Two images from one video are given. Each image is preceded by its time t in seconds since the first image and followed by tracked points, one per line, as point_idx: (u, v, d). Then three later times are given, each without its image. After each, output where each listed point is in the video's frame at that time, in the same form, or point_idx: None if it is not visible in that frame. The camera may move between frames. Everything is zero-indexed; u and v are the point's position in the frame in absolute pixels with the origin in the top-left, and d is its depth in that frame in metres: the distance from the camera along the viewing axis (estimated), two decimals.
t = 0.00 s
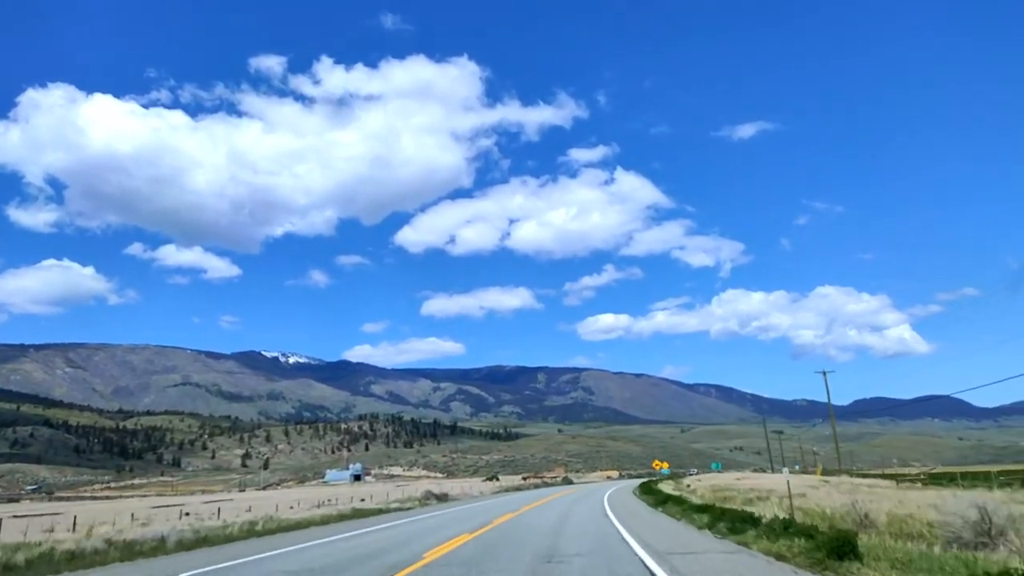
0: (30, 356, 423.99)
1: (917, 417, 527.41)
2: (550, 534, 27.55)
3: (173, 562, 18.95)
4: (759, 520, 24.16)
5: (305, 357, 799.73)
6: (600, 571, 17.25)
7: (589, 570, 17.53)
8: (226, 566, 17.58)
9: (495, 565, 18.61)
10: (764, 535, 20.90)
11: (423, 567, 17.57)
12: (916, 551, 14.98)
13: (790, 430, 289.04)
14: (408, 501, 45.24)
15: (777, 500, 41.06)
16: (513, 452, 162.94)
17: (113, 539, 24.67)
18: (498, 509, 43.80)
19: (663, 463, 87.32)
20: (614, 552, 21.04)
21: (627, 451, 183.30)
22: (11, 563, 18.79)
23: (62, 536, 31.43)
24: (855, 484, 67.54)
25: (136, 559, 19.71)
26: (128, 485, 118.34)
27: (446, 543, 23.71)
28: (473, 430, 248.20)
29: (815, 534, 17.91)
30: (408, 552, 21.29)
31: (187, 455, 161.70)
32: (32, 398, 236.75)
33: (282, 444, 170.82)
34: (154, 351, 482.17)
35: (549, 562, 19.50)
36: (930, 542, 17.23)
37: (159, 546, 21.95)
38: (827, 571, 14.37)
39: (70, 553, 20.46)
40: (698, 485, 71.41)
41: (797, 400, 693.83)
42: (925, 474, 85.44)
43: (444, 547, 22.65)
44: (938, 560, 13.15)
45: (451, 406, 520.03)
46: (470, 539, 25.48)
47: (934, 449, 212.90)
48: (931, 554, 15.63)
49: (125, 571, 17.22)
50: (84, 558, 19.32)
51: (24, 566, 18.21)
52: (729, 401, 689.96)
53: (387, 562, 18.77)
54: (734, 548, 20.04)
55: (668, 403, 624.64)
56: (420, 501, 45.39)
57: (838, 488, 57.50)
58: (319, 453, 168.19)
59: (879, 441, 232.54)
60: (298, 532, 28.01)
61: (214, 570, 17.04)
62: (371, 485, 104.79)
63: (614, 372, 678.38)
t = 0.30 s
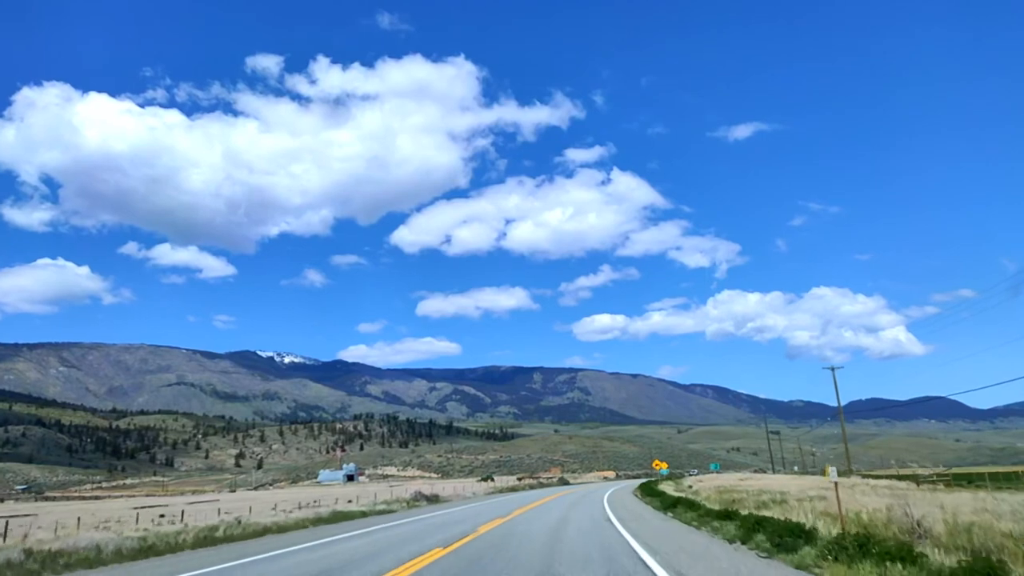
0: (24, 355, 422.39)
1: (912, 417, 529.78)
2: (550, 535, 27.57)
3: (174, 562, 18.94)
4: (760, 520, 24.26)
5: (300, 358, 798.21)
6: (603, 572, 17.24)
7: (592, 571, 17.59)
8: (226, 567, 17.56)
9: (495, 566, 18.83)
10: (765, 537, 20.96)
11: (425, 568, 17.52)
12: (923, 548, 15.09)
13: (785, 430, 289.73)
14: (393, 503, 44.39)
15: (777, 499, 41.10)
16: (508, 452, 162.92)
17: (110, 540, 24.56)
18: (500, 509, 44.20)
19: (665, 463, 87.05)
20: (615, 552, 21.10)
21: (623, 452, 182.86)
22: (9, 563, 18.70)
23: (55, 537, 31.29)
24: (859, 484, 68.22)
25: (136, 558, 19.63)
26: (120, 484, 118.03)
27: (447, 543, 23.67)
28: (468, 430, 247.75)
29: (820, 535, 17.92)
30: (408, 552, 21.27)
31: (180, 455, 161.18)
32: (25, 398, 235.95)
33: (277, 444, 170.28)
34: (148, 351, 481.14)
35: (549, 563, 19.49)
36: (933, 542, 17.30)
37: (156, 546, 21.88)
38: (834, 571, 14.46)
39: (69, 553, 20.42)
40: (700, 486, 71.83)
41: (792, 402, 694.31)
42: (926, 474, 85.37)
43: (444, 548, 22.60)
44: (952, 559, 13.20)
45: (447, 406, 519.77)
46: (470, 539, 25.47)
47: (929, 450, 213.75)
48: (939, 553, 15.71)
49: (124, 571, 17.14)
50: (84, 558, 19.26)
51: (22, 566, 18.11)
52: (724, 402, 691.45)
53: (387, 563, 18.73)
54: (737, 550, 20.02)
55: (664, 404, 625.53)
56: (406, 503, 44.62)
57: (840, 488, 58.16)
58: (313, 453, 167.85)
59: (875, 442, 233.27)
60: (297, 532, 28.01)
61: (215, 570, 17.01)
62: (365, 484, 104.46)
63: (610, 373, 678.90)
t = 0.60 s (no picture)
0: (18, 354, 421.14)
1: (907, 418, 530.45)
2: (553, 535, 27.60)
3: (177, 561, 19.07)
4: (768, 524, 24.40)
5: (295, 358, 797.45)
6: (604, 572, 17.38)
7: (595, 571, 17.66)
8: (227, 566, 17.68)
9: (499, 567, 18.85)
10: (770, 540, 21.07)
11: (427, 568, 17.57)
12: (932, 554, 15.29)
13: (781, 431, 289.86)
14: (385, 503, 44.07)
15: (780, 500, 41.30)
16: (503, 452, 162.98)
17: (108, 539, 24.62)
18: (500, 509, 44.29)
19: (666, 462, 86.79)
20: (617, 554, 21.12)
21: (620, 452, 182.40)
22: (11, 566, 18.76)
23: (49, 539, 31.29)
24: (859, 484, 68.48)
25: (140, 560, 19.76)
26: (111, 485, 117.59)
27: (450, 544, 23.77)
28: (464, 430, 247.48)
29: (822, 538, 18.11)
30: (411, 552, 21.39)
31: (173, 455, 160.69)
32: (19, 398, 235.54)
33: (271, 444, 169.93)
34: (143, 351, 480.45)
35: (551, 563, 19.59)
36: (939, 543, 17.49)
37: (157, 546, 22.03)
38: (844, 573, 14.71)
39: (69, 554, 20.50)
40: (701, 486, 71.90)
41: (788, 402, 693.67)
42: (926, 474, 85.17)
43: (447, 548, 22.70)
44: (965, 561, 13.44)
45: (442, 406, 519.62)
46: (471, 539, 25.58)
47: (924, 451, 214.14)
48: (950, 555, 15.94)
49: (125, 571, 17.29)
50: (85, 560, 19.35)
51: (25, 567, 18.26)
52: (720, 402, 692.06)
53: (388, 564, 18.81)
54: (740, 552, 20.16)
55: (660, 405, 625.59)
56: (399, 503, 44.34)
57: (842, 489, 58.24)
58: (308, 453, 167.49)
59: (870, 442, 233.40)
60: (297, 531, 28.09)
61: (216, 569, 17.12)
62: (359, 484, 104.08)
63: (606, 373, 678.77)
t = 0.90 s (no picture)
0: (11, 354, 419.49)
1: (901, 419, 531.67)
2: (551, 535, 27.62)
3: (175, 562, 19.12)
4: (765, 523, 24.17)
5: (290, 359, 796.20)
6: (609, 572, 17.25)
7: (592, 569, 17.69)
8: (227, 567, 17.73)
9: (496, 566, 18.89)
10: (771, 536, 20.92)
11: (424, 568, 17.59)
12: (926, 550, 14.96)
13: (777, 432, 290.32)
14: (381, 503, 44.17)
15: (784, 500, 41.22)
16: (498, 452, 163.19)
17: (107, 544, 24.71)
18: (499, 509, 44.41)
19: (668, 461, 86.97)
20: (614, 553, 21.13)
21: (616, 453, 182.01)
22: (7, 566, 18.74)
23: (44, 543, 31.51)
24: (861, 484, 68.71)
25: (139, 561, 19.92)
26: (102, 486, 117.15)
27: (447, 546, 23.61)
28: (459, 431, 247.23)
29: (822, 539, 17.95)
30: (410, 552, 21.43)
31: (167, 455, 160.23)
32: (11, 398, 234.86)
33: (265, 445, 169.61)
34: (137, 351, 479.43)
35: (551, 563, 19.50)
36: (937, 541, 17.52)
37: (154, 549, 22.10)
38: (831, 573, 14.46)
39: (68, 555, 20.63)
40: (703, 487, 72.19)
41: (784, 402, 694.43)
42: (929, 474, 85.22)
43: (447, 548, 22.63)
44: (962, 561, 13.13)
45: (437, 406, 519.37)
46: (471, 540, 25.55)
47: (920, 450, 214.85)
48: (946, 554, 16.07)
49: (124, 571, 17.32)
50: (83, 561, 19.47)
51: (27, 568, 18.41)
52: (716, 402, 693.15)
53: (389, 563, 18.88)
54: (737, 549, 20.01)
55: (655, 406, 626.07)
56: (396, 503, 44.46)
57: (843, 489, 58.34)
58: (302, 453, 167.18)
59: (866, 443, 233.89)
60: (293, 534, 28.08)
61: (217, 570, 17.16)
62: (352, 486, 103.79)
63: (601, 374, 679.07)
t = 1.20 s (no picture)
0: (5, 354, 417.89)
1: (895, 420, 533.77)
2: (550, 534, 27.87)
3: (174, 562, 19.19)
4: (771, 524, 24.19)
5: (285, 359, 795.57)
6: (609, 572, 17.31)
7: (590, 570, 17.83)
8: (226, 567, 17.80)
9: (493, 566, 19.02)
10: (775, 539, 20.95)
11: (423, 568, 17.68)
12: (930, 555, 14.97)
13: (771, 432, 291.36)
14: (378, 505, 44.35)
15: (784, 500, 41.59)
16: (493, 453, 163.47)
17: (103, 543, 24.79)
18: (499, 509, 44.66)
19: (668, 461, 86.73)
20: (612, 553, 21.30)
21: (612, 453, 182.03)
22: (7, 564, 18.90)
23: (41, 541, 31.59)
24: (858, 484, 69.19)
25: (137, 561, 19.94)
26: (93, 487, 116.69)
27: (446, 545, 23.76)
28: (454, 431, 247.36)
29: (825, 541, 18.02)
30: (410, 552, 21.53)
31: (160, 456, 159.66)
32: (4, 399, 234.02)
33: (259, 445, 169.36)
34: (132, 351, 478.64)
35: (551, 562, 19.58)
36: (935, 542, 17.63)
37: (153, 548, 22.17)
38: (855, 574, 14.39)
39: (65, 554, 20.71)
40: (705, 486, 71.96)
41: (778, 403, 695.33)
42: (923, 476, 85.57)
43: (446, 548, 22.80)
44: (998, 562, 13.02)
45: (433, 407, 519.44)
46: (470, 540, 25.62)
47: (913, 450, 216.19)
48: (938, 551, 16.29)
49: (122, 571, 17.36)
50: (82, 560, 19.54)
51: (23, 567, 18.47)
52: (711, 403, 695.03)
53: (387, 562, 18.95)
54: (740, 550, 20.08)
55: (650, 406, 627.38)
56: (392, 505, 44.72)
57: (850, 489, 58.50)
58: (296, 454, 166.95)
59: (860, 443, 234.87)
60: (290, 533, 28.16)
61: (215, 570, 17.21)
62: (347, 487, 103.48)
63: (597, 374, 680.08)
